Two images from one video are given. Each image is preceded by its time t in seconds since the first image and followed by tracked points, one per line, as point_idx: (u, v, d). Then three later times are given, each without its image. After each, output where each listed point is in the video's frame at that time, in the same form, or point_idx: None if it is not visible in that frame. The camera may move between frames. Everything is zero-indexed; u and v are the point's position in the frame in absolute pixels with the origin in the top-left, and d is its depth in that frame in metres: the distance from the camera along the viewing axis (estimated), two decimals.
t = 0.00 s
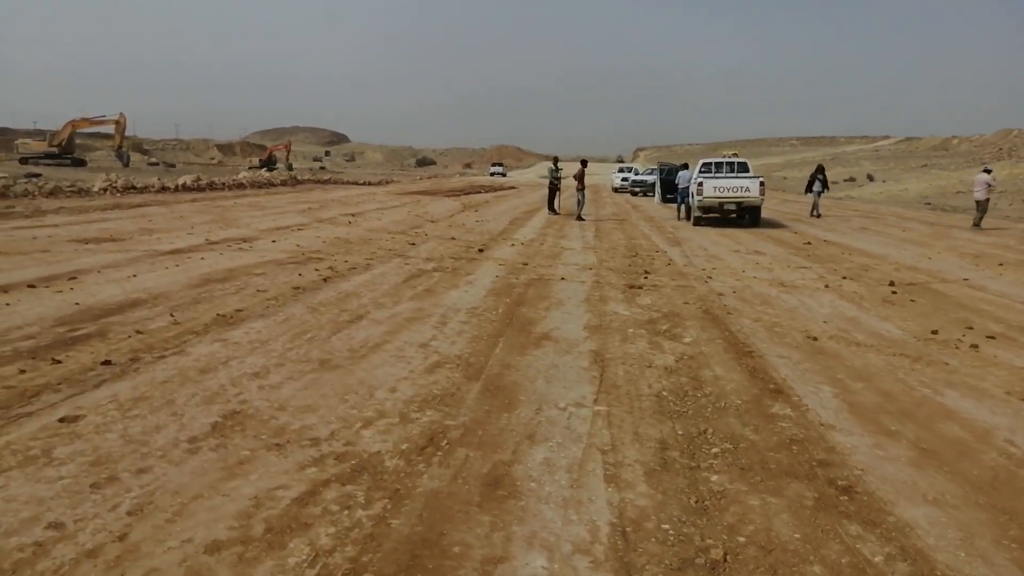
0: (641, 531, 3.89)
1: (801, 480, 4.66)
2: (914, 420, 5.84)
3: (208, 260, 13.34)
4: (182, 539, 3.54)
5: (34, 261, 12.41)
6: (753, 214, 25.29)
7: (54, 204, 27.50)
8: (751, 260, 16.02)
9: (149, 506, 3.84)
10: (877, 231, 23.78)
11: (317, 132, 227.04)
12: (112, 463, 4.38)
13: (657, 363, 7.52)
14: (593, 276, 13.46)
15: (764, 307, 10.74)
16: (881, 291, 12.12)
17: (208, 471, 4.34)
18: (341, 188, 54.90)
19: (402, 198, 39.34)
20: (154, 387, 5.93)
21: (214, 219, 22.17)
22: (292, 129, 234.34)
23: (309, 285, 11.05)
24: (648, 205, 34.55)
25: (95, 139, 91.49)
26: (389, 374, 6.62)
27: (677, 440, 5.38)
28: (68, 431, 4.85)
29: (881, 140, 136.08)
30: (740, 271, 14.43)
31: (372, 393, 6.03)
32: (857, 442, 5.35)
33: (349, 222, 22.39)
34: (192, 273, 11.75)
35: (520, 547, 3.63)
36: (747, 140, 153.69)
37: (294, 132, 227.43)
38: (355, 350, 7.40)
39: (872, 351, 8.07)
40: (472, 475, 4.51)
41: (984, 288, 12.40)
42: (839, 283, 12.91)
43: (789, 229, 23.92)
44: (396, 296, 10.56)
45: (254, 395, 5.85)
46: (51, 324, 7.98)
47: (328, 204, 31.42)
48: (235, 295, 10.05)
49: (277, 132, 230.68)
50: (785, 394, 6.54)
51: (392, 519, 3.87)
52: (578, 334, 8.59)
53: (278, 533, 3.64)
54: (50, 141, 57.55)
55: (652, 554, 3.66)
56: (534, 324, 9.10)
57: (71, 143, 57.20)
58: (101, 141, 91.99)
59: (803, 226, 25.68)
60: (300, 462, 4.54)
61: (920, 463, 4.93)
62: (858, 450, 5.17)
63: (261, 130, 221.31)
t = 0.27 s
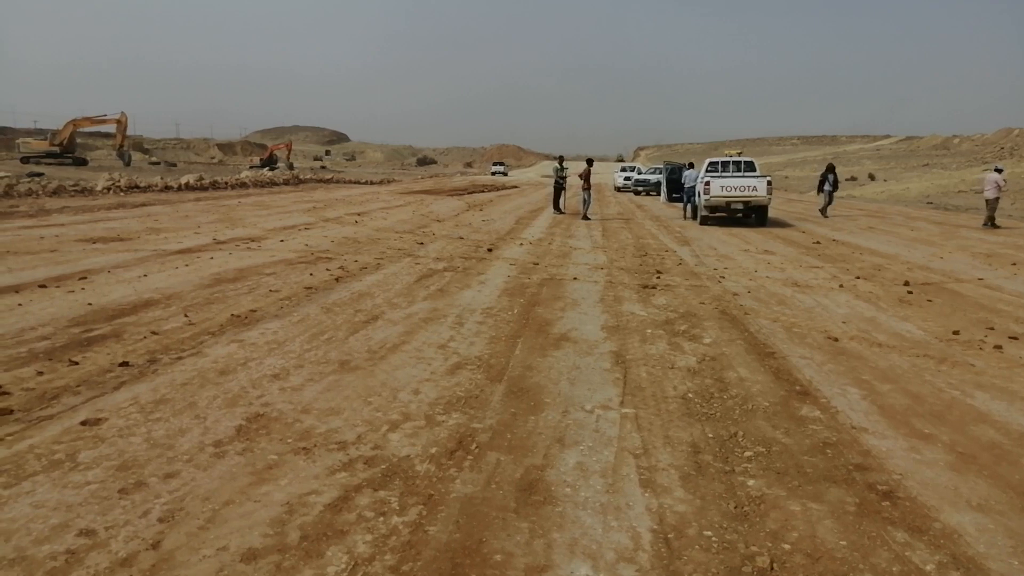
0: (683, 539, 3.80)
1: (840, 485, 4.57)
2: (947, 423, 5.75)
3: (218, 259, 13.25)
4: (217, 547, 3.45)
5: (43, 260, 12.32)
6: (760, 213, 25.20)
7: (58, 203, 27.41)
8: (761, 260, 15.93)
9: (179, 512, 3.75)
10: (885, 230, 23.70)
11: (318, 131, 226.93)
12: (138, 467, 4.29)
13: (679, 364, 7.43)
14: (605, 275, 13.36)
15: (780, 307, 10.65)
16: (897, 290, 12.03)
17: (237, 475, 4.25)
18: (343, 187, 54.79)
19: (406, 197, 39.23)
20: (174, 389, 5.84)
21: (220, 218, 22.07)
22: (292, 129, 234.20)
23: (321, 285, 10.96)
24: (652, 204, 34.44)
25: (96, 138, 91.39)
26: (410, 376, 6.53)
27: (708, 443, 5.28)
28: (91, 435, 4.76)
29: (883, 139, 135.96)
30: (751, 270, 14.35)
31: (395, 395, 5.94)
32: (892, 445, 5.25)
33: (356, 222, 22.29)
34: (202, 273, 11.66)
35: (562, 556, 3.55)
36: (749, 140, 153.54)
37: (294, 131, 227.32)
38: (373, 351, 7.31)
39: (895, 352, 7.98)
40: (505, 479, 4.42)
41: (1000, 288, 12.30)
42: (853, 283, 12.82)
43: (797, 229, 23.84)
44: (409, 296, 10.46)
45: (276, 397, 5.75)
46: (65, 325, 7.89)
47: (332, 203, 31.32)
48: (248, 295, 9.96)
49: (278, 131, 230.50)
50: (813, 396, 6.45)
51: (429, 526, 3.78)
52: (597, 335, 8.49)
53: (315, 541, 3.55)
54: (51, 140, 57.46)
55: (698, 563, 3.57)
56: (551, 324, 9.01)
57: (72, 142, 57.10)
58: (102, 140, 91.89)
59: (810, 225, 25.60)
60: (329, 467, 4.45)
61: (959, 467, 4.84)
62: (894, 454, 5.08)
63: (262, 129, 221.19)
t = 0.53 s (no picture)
0: (735, 554, 3.67)
1: (888, 496, 4.44)
2: (987, 430, 5.62)
3: (229, 260, 13.13)
4: (257, 564, 3.33)
5: (53, 261, 12.20)
6: (769, 214, 25.06)
7: (63, 202, 27.28)
8: (775, 261, 15.79)
9: (215, 526, 3.63)
10: (895, 231, 23.57)
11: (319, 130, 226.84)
12: (168, 477, 4.17)
13: (706, 368, 7.30)
14: (619, 276, 13.23)
15: (800, 309, 10.52)
16: (916, 292, 11.89)
17: (270, 486, 4.13)
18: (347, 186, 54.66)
19: (410, 197, 39.10)
20: (197, 394, 5.71)
21: (227, 218, 21.95)
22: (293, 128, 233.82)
23: (335, 286, 10.83)
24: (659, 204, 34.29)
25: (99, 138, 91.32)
26: (435, 381, 6.40)
27: (746, 451, 5.15)
28: (117, 443, 4.63)
29: (885, 139, 135.73)
30: (767, 272, 14.20)
31: (423, 401, 5.81)
32: (936, 454, 5.12)
33: (363, 222, 22.16)
34: (214, 274, 11.53)
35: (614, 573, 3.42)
36: (751, 139, 153.18)
37: (296, 130, 227.22)
38: (395, 355, 7.17)
39: (924, 356, 7.85)
40: (545, 490, 4.30)
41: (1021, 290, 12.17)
42: (871, 284, 12.67)
43: (807, 229, 23.70)
44: (425, 298, 10.34)
45: (301, 402, 5.63)
46: (80, 327, 7.77)
47: (338, 203, 31.18)
48: (262, 297, 9.83)
49: (279, 130, 230.44)
50: (847, 402, 6.31)
51: (473, 540, 3.65)
52: (619, 338, 8.36)
53: (357, 556, 3.43)
54: (54, 139, 57.34)
55: None
56: (571, 327, 8.87)
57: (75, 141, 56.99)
58: (104, 140, 91.79)
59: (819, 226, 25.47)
60: (364, 477, 4.32)
61: (1007, 477, 4.71)
62: (939, 463, 4.95)
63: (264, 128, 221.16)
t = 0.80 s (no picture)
0: None
1: (943, 512, 4.29)
2: None
3: (243, 263, 13.01)
4: None
5: (66, 264, 12.09)
6: (782, 215, 24.88)
7: (71, 204, 27.18)
8: (792, 263, 15.63)
9: (255, 546, 3.50)
10: (909, 232, 23.38)
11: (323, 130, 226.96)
12: (202, 493, 4.04)
13: (737, 376, 7.15)
14: (637, 279, 13.08)
15: (824, 313, 10.37)
16: (940, 296, 11.73)
17: (307, 502, 4.00)
18: (352, 187, 54.56)
19: (418, 198, 38.97)
20: (223, 404, 5.58)
21: (237, 220, 21.83)
22: (297, 128, 233.94)
23: (352, 290, 10.70)
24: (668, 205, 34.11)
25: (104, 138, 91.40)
26: (464, 389, 6.26)
27: (790, 464, 5.00)
28: (146, 457, 4.51)
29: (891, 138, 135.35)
30: (785, 274, 14.05)
31: (454, 411, 5.67)
32: (986, 467, 4.97)
33: (374, 223, 22.04)
34: (229, 278, 11.41)
35: None
36: (757, 138, 152.79)
37: (300, 130, 227.35)
38: (420, 362, 7.04)
39: (957, 363, 7.70)
40: (590, 506, 4.16)
41: None
42: (893, 287, 12.50)
43: (819, 230, 23.51)
44: (443, 302, 10.20)
45: (330, 412, 5.49)
46: (99, 333, 7.65)
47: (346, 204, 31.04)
48: (280, 301, 9.70)
49: (284, 130, 230.63)
50: (885, 411, 6.16)
51: (522, 561, 3.53)
52: (645, 344, 8.22)
53: None
54: (60, 141, 57.33)
55: None
56: (595, 332, 8.72)
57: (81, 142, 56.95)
58: (110, 140, 91.86)
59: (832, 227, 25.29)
60: (403, 492, 4.19)
61: None
62: (991, 477, 4.80)
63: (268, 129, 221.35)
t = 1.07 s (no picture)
0: None
1: (994, 520, 4.19)
2: None
3: (254, 264, 12.92)
4: None
5: (77, 265, 12.00)
6: (790, 216, 24.77)
7: (76, 204, 27.08)
8: (805, 265, 15.53)
9: (296, 556, 3.41)
10: (918, 233, 23.27)
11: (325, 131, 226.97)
12: (236, 501, 3.94)
13: (764, 379, 7.04)
14: (651, 280, 12.98)
15: (844, 315, 10.27)
16: (959, 298, 11.62)
17: (345, 510, 3.90)
18: (356, 188, 54.47)
19: (422, 198, 38.85)
20: (249, 408, 5.48)
21: (244, 220, 21.73)
22: (299, 129, 233.94)
23: (367, 292, 10.60)
24: (674, 206, 34.01)
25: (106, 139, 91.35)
26: (491, 393, 6.16)
27: (830, 470, 4.89)
28: (177, 463, 4.40)
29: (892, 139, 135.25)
30: (799, 276, 13.94)
31: (483, 415, 5.57)
32: None
33: (381, 224, 21.95)
34: (242, 279, 11.31)
35: None
36: (759, 139, 152.68)
37: (301, 131, 227.44)
38: (444, 365, 6.94)
39: (986, 366, 7.59)
40: (633, 514, 4.06)
41: None
42: (910, 289, 12.40)
43: (828, 231, 23.40)
44: (460, 304, 10.11)
45: (359, 416, 5.39)
46: (117, 335, 7.55)
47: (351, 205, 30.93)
48: (296, 303, 9.61)
49: (284, 131, 230.84)
50: (920, 415, 6.05)
51: (571, 573, 3.43)
52: (668, 347, 8.12)
53: None
54: (62, 141, 57.27)
55: None
56: (616, 334, 8.62)
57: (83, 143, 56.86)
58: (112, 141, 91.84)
59: (840, 228, 25.18)
60: (441, 500, 4.10)
61: None
62: None
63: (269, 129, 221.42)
